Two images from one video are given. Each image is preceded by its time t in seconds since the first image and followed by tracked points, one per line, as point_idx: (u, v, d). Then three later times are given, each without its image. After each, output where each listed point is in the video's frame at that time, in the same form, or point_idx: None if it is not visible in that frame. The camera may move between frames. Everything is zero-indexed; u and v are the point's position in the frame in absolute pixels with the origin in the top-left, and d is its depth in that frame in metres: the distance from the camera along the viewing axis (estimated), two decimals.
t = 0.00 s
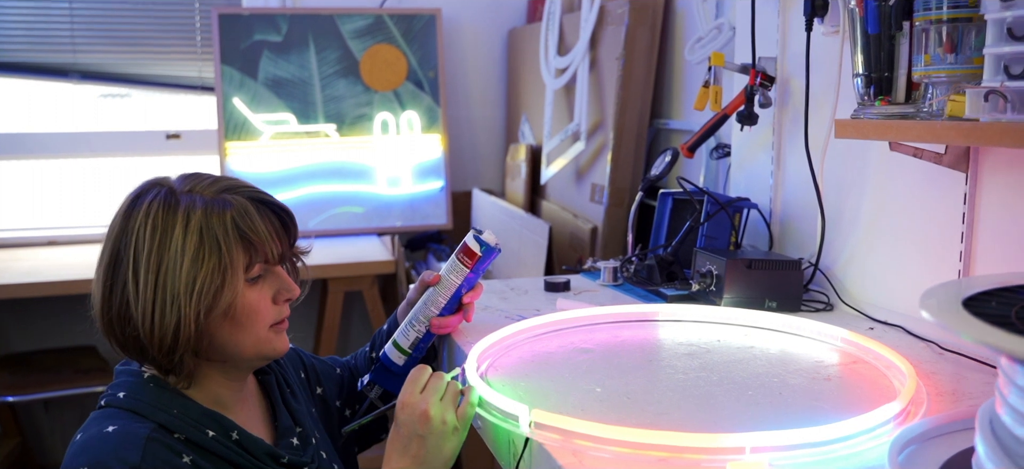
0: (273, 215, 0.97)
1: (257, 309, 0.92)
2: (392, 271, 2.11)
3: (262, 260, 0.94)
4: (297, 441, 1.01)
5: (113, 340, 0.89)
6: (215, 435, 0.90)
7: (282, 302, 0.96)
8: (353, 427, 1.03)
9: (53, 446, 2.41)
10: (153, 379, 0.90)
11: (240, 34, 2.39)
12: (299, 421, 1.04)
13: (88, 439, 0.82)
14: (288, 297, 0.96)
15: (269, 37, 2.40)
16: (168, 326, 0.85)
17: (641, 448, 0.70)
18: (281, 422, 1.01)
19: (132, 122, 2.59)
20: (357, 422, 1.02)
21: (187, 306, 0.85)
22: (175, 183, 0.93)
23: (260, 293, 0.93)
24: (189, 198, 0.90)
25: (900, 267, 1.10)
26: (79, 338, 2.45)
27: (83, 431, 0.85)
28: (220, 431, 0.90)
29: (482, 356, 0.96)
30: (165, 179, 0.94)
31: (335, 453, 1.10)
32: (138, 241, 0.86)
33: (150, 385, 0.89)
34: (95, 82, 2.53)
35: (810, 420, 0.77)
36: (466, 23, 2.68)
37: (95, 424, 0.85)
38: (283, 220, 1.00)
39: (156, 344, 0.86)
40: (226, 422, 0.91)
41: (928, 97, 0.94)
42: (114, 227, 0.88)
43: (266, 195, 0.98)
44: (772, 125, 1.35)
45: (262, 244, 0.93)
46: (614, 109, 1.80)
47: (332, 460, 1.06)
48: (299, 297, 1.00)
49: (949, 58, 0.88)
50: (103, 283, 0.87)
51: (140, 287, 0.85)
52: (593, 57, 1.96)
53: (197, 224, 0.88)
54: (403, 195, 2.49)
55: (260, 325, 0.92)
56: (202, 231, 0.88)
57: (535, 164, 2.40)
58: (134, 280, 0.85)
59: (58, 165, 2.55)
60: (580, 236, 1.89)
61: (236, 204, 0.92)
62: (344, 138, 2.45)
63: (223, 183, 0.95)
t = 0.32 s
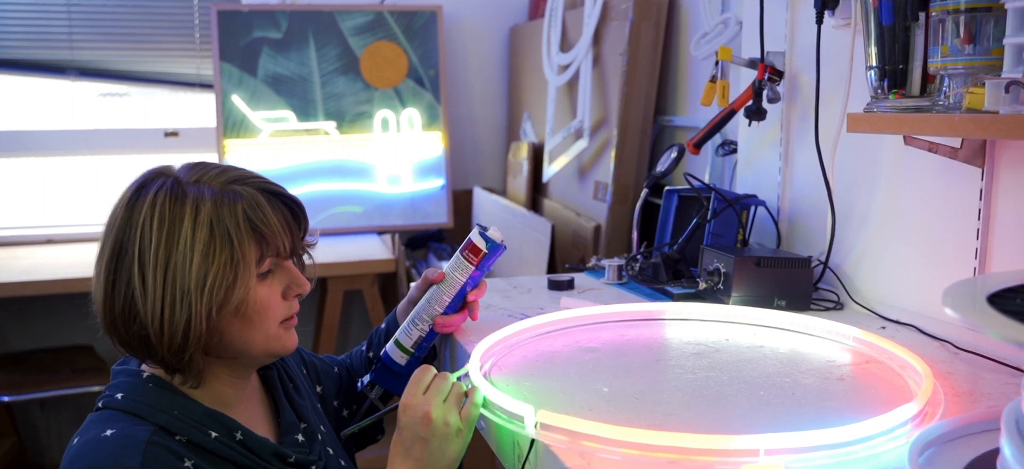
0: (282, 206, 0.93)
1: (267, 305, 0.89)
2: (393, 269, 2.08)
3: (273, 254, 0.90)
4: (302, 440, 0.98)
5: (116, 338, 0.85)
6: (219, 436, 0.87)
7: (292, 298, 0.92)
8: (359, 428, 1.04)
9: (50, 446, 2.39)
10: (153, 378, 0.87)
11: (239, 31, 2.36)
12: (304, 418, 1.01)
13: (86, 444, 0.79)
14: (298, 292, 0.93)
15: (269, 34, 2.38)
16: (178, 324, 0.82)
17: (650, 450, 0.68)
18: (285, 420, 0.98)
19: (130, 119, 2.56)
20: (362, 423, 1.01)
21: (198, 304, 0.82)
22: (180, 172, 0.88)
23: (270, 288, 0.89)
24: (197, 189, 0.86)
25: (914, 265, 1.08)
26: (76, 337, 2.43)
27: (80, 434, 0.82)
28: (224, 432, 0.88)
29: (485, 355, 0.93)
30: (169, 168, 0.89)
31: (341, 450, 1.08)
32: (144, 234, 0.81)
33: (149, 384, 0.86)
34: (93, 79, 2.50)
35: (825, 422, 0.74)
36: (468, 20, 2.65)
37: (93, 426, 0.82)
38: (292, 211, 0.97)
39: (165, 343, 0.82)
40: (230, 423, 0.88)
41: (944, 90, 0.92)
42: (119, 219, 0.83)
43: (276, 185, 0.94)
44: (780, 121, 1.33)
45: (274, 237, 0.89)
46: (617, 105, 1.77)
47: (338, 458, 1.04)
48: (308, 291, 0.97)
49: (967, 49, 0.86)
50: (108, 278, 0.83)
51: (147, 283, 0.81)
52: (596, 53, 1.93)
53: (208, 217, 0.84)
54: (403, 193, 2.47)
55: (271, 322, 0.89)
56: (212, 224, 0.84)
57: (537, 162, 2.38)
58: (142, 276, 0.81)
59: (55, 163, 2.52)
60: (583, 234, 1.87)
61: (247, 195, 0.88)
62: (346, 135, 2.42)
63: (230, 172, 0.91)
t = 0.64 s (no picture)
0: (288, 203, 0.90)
1: (273, 305, 0.86)
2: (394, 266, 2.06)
3: (279, 253, 0.87)
4: (307, 445, 0.95)
5: (116, 338, 0.82)
6: (222, 440, 0.84)
7: (298, 298, 0.90)
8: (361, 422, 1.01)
9: (48, 444, 2.37)
10: (154, 381, 0.84)
11: (239, 26, 2.33)
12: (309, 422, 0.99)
13: (84, 447, 0.76)
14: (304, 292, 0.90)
15: (269, 30, 2.35)
16: (182, 325, 0.78)
17: (659, 450, 0.66)
18: (289, 424, 0.96)
19: (129, 115, 2.54)
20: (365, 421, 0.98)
21: (202, 304, 0.79)
22: (182, 168, 0.85)
23: (276, 288, 0.87)
24: (201, 186, 0.82)
25: (927, 262, 1.05)
26: (74, 334, 2.41)
27: (78, 437, 0.80)
28: (227, 436, 0.85)
29: (489, 353, 0.91)
30: (171, 164, 0.86)
31: (347, 453, 1.06)
32: (146, 232, 0.78)
33: (150, 387, 0.84)
34: (92, 74, 2.48)
35: (839, 422, 0.72)
36: (470, 16, 2.63)
37: (92, 429, 0.79)
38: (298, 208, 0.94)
39: (168, 344, 0.79)
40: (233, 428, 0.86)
41: (958, 83, 0.89)
42: (120, 217, 0.80)
43: (282, 182, 0.91)
44: (787, 116, 1.31)
45: (280, 235, 0.86)
46: (621, 101, 1.75)
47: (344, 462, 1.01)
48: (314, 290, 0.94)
49: (983, 42, 0.83)
50: (108, 277, 0.79)
51: (149, 283, 0.78)
52: (599, 49, 1.91)
53: (212, 214, 0.80)
54: (404, 190, 2.45)
55: (277, 322, 0.87)
56: (217, 222, 0.80)
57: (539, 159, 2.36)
58: (144, 275, 0.78)
59: (54, 159, 2.50)
60: (585, 231, 1.84)
61: (252, 192, 0.85)
62: (347, 132, 2.40)
63: (234, 169, 0.87)
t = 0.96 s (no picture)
0: (294, 201, 0.88)
1: (278, 305, 0.84)
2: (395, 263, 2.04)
3: (284, 251, 0.85)
4: (311, 450, 0.93)
5: (116, 336, 0.80)
6: (223, 444, 0.82)
7: (303, 297, 0.88)
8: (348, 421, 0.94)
9: (48, 443, 2.35)
10: (155, 381, 0.83)
11: (238, 22, 2.31)
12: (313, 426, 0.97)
13: (81, 450, 0.74)
14: (309, 291, 0.88)
15: (269, 26, 2.33)
16: (184, 325, 0.76)
17: (668, 450, 0.64)
18: (293, 427, 0.94)
19: (129, 112, 2.52)
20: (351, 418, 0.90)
21: (206, 304, 0.76)
22: (185, 163, 0.83)
23: (281, 287, 0.85)
24: (205, 182, 0.80)
25: (940, 259, 1.03)
26: (73, 332, 2.39)
27: (76, 438, 0.78)
28: (229, 439, 0.83)
29: (492, 351, 0.89)
30: (174, 160, 0.83)
31: (352, 457, 1.04)
32: (148, 228, 0.76)
33: (150, 387, 0.82)
34: (91, 71, 2.46)
35: (854, 422, 0.70)
36: (471, 12, 2.61)
37: (90, 430, 0.77)
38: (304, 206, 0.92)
39: (171, 344, 0.77)
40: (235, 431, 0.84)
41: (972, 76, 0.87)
42: (122, 212, 0.77)
43: (287, 178, 0.89)
44: (795, 111, 1.29)
45: (286, 233, 0.84)
46: (625, 98, 1.73)
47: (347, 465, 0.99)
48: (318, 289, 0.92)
49: (1000, 33, 0.80)
50: (107, 274, 0.77)
51: (151, 281, 0.75)
52: (603, 45, 1.89)
53: (218, 211, 0.78)
54: (405, 187, 2.43)
55: (281, 322, 0.85)
56: (222, 219, 0.78)
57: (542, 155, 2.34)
58: (146, 273, 0.76)
59: (52, 156, 2.48)
60: (589, 228, 1.82)
61: (258, 189, 0.83)
62: (348, 129, 2.38)
63: (239, 165, 0.85)
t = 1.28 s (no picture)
0: (296, 194, 0.86)
1: (280, 301, 0.82)
2: (397, 261, 2.03)
3: (286, 246, 0.83)
4: (313, 451, 0.91)
5: (114, 334, 0.78)
6: (223, 445, 0.80)
7: (306, 293, 0.86)
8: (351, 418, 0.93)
9: (48, 443, 2.33)
10: (154, 381, 0.81)
11: (238, 20, 2.29)
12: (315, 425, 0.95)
13: (78, 451, 0.72)
14: (313, 287, 0.87)
15: (269, 23, 2.31)
16: (184, 322, 0.74)
17: (678, 450, 0.62)
18: (296, 428, 0.92)
19: (128, 109, 2.50)
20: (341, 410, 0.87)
21: (207, 300, 0.75)
22: (185, 156, 0.81)
23: (283, 282, 0.83)
24: (206, 175, 0.78)
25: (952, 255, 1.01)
26: (73, 331, 2.37)
27: (73, 439, 0.76)
28: (229, 440, 0.81)
29: (496, 348, 0.87)
30: (173, 153, 0.81)
31: (355, 458, 1.02)
32: (147, 223, 0.74)
33: (149, 387, 0.80)
34: (90, 68, 2.44)
35: (868, 421, 0.68)
36: (473, 9, 2.59)
37: (87, 430, 0.75)
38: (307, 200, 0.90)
39: (170, 341, 0.75)
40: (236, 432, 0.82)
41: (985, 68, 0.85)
42: (120, 206, 0.75)
43: (289, 171, 0.87)
44: (802, 106, 1.27)
45: (288, 227, 0.82)
46: (629, 94, 1.71)
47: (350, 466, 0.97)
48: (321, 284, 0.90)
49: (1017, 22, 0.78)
50: (105, 270, 0.75)
51: (150, 277, 0.74)
52: (606, 40, 1.87)
53: (218, 204, 0.76)
54: (407, 185, 2.41)
55: (284, 319, 0.83)
56: (222, 212, 0.76)
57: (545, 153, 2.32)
58: (145, 269, 0.74)
59: (51, 154, 2.46)
60: (593, 225, 1.81)
61: (259, 182, 0.81)
62: (349, 126, 2.37)
63: (239, 158, 0.83)
